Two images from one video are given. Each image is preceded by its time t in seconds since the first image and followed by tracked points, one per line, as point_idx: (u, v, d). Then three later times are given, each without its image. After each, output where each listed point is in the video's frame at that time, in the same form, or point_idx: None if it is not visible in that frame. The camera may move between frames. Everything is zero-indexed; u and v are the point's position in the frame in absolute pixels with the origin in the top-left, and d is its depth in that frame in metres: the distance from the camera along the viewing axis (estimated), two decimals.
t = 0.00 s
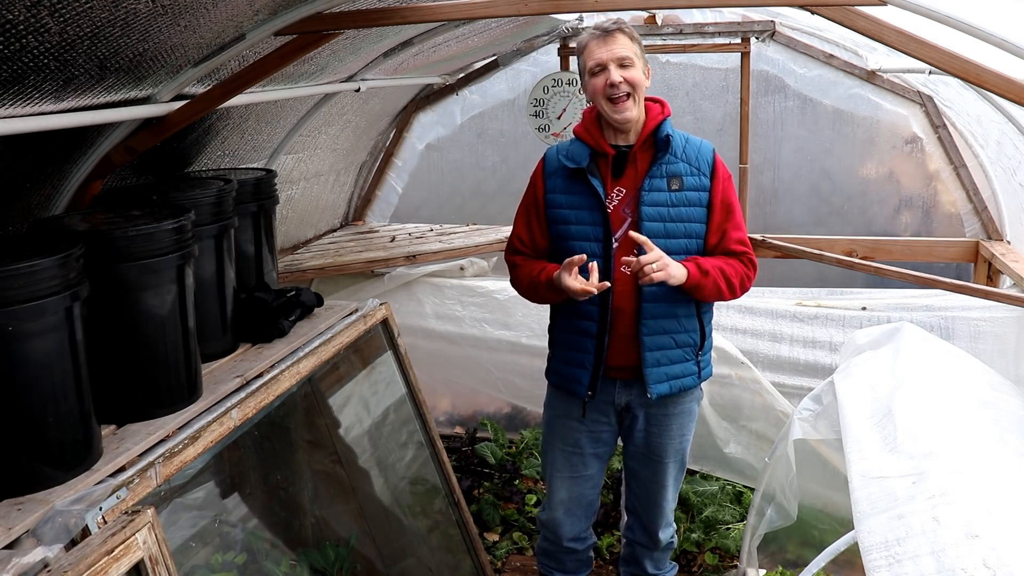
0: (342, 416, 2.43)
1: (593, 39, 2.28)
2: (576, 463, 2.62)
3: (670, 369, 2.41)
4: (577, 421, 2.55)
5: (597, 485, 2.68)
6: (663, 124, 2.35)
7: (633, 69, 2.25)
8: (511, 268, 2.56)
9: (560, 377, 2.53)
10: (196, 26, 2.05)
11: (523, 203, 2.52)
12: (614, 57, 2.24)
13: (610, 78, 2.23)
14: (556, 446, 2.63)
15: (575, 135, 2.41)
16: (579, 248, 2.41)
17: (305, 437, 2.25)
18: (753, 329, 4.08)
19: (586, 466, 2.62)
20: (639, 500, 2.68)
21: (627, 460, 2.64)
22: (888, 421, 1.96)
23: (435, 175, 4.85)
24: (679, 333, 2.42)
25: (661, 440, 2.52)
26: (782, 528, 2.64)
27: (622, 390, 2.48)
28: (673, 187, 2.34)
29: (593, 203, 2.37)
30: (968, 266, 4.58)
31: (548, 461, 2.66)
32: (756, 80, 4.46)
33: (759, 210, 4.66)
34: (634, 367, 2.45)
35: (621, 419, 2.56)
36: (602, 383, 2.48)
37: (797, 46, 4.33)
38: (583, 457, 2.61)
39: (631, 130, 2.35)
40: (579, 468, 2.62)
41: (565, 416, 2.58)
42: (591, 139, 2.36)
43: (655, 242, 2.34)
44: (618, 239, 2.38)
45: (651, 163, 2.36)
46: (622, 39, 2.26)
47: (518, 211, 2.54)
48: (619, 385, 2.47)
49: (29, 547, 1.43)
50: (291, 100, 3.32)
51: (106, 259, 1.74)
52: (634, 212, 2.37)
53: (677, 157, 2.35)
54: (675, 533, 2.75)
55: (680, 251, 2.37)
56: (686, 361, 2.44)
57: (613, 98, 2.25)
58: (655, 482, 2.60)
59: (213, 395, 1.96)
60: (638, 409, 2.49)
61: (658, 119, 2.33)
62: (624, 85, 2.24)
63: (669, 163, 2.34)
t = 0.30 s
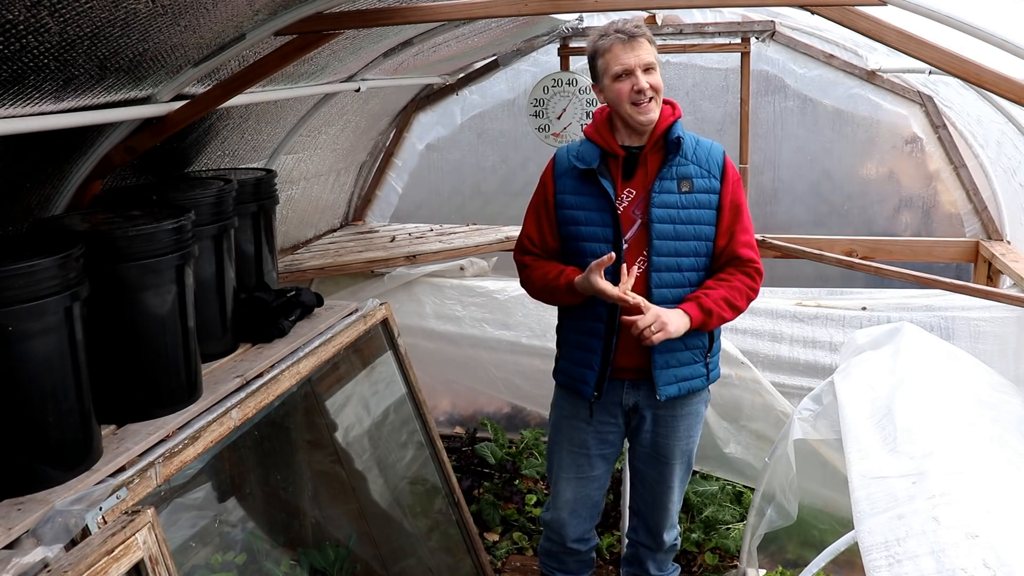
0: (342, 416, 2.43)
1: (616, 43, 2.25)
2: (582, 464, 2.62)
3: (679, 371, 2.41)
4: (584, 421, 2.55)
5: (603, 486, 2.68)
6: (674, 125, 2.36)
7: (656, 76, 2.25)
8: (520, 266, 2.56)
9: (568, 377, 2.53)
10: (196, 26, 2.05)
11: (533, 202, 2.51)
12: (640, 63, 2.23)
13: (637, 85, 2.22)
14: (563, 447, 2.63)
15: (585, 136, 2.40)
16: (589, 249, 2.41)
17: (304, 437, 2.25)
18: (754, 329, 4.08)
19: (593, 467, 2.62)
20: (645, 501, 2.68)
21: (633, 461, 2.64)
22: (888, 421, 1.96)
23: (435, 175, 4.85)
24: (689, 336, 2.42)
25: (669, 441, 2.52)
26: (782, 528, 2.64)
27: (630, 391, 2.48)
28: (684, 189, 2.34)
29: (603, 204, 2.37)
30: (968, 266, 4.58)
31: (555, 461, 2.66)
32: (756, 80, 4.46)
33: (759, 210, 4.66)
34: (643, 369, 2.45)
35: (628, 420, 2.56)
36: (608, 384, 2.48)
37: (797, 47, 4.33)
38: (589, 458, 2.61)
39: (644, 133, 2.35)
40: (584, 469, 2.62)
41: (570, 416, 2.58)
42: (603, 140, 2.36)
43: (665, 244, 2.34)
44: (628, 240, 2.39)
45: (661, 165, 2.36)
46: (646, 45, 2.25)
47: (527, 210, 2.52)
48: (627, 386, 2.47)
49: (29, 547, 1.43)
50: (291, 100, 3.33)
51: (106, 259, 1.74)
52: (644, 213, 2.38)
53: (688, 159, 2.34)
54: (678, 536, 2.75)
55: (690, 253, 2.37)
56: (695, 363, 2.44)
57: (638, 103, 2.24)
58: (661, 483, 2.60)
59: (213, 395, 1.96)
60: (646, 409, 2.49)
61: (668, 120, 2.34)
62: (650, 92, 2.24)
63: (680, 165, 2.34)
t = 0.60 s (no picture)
0: (342, 416, 2.43)
1: (628, 40, 2.24)
2: (586, 463, 2.61)
3: (685, 374, 2.42)
4: (590, 421, 2.55)
5: (607, 484, 2.68)
6: (681, 127, 2.35)
7: (665, 77, 2.26)
8: (524, 266, 2.56)
9: (573, 377, 2.53)
10: (196, 26, 2.05)
11: (538, 202, 2.50)
12: (651, 64, 2.23)
13: (647, 84, 2.22)
14: (568, 445, 2.62)
15: (591, 136, 2.39)
16: (595, 252, 2.41)
17: (304, 437, 2.25)
18: (754, 329, 4.07)
19: (596, 466, 2.62)
20: (648, 497, 2.69)
21: (637, 458, 2.64)
22: (888, 421, 1.96)
23: (435, 175, 4.85)
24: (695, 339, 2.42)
25: (674, 438, 2.52)
26: (782, 528, 2.64)
27: (636, 391, 2.48)
28: (690, 193, 2.34)
29: (609, 207, 2.37)
30: (968, 266, 4.58)
31: (559, 460, 2.66)
32: (756, 80, 4.46)
33: (759, 210, 4.66)
34: (649, 371, 2.45)
35: (633, 418, 2.56)
36: (614, 385, 2.48)
37: (797, 47, 4.33)
38: (594, 458, 2.61)
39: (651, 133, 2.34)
40: (588, 468, 2.62)
41: (575, 415, 2.58)
42: (608, 141, 2.34)
43: (672, 248, 2.35)
44: (634, 243, 2.38)
45: (668, 168, 2.36)
46: (657, 45, 2.25)
47: (532, 210, 2.52)
48: (633, 386, 2.47)
49: (29, 547, 1.43)
50: (291, 100, 3.33)
51: (106, 259, 1.74)
52: (651, 216, 2.38)
53: (695, 161, 2.34)
54: (681, 532, 2.76)
55: (696, 257, 2.38)
56: (700, 365, 2.45)
57: (647, 103, 2.24)
58: (665, 480, 2.60)
59: (213, 395, 1.96)
60: (651, 409, 2.49)
61: (676, 122, 2.33)
62: (659, 92, 2.24)
63: (687, 168, 2.34)
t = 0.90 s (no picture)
0: (342, 416, 2.43)
1: (647, 36, 2.25)
2: (584, 462, 2.62)
3: (681, 375, 2.42)
4: (588, 420, 2.55)
5: (605, 483, 2.68)
6: (692, 130, 2.35)
7: (678, 76, 2.25)
8: (522, 256, 2.56)
9: (571, 372, 2.52)
10: (196, 26, 2.05)
11: (542, 192, 2.49)
12: (663, 60, 2.23)
13: (655, 80, 2.22)
14: (566, 444, 2.62)
15: (601, 131, 2.39)
16: (599, 247, 2.40)
17: (304, 437, 2.25)
18: (753, 329, 4.08)
19: (594, 465, 2.62)
20: (646, 496, 2.69)
21: (635, 457, 2.64)
22: (888, 421, 1.96)
23: (435, 175, 4.85)
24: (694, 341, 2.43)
25: (672, 437, 2.52)
26: (782, 528, 2.64)
27: (634, 391, 2.48)
28: (698, 195, 2.34)
29: (616, 203, 2.36)
30: (968, 266, 4.58)
31: (557, 459, 2.65)
32: (756, 80, 4.46)
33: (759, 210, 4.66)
34: (647, 370, 2.45)
35: (631, 417, 2.56)
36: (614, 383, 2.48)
37: (797, 47, 4.33)
38: (592, 456, 2.61)
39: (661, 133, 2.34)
40: (586, 466, 2.62)
41: (571, 413, 2.58)
42: (620, 136, 2.35)
43: (677, 249, 2.35)
44: (639, 241, 2.38)
45: (677, 168, 2.36)
46: (675, 43, 2.25)
47: (536, 199, 2.50)
48: (631, 385, 2.47)
49: (29, 547, 1.43)
50: (291, 100, 3.33)
51: (106, 259, 1.74)
52: (657, 215, 2.37)
53: (703, 164, 2.35)
54: (679, 531, 2.76)
55: (699, 260, 2.38)
56: (697, 367, 2.45)
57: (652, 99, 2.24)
58: (663, 480, 2.60)
59: (213, 395, 1.96)
60: (649, 408, 2.49)
61: (688, 124, 2.33)
62: (667, 90, 2.24)
63: (695, 170, 2.34)
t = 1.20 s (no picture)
0: (342, 416, 2.43)
1: (638, 39, 2.26)
2: (584, 462, 2.62)
3: (681, 376, 2.42)
4: (588, 420, 2.56)
5: (604, 483, 2.68)
6: (697, 130, 2.36)
7: (671, 77, 2.24)
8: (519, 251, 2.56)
9: (572, 372, 2.52)
10: (196, 26, 2.05)
11: (547, 189, 2.52)
12: (652, 62, 2.23)
13: (645, 83, 2.24)
14: (565, 444, 2.62)
15: (607, 129, 2.41)
16: (600, 244, 2.40)
17: (304, 437, 2.25)
18: (753, 329, 4.08)
19: (594, 465, 2.62)
20: (646, 496, 2.69)
21: (634, 458, 2.65)
22: (888, 421, 1.96)
23: (435, 175, 4.85)
24: (694, 341, 2.42)
25: (670, 439, 2.52)
26: (782, 528, 2.64)
27: (633, 391, 2.48)
28: (702, 195, 2.34)
29: (620, 200, 2.37)
30: (968, 266, 4.58)
31: (556, 459, 2.66)
32: (756, 80, 4.46)
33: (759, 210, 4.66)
34: (648, 369, 2.44)
35: (631, 418, 2.56)
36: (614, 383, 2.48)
37: (797, 47, 4.33)
38: (591, 456, 2.61)
39: (665, 133, 2.35)
40: (586, 466, 2.62)
41: (570, 413, 2.59)
42: (625, 135, 2.36)
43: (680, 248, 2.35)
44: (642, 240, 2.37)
45: (681, 169, 2.36)
46: (667, 44, 2.24)
47: (539, 196, 2.53)
48: (631, 385, 2.47)
49: (29, 547, 1.43)
50: (292, 100, 3.33)
51: (106, 259, 1.74)
52: (660, 215, 2.37)
53: (708, 165, 2.35)
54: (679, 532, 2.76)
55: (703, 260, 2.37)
56: (697, 369, 2.45)
57: (644, 102, 2.26)
58: (661, 481, 2.60)
59: (213, 395, 1.96)
60: (648, 409, 2.50)
61: (693, 125, 2.34)
62: (658, 92, 2.24)
63: (700, 171, 2.34)
